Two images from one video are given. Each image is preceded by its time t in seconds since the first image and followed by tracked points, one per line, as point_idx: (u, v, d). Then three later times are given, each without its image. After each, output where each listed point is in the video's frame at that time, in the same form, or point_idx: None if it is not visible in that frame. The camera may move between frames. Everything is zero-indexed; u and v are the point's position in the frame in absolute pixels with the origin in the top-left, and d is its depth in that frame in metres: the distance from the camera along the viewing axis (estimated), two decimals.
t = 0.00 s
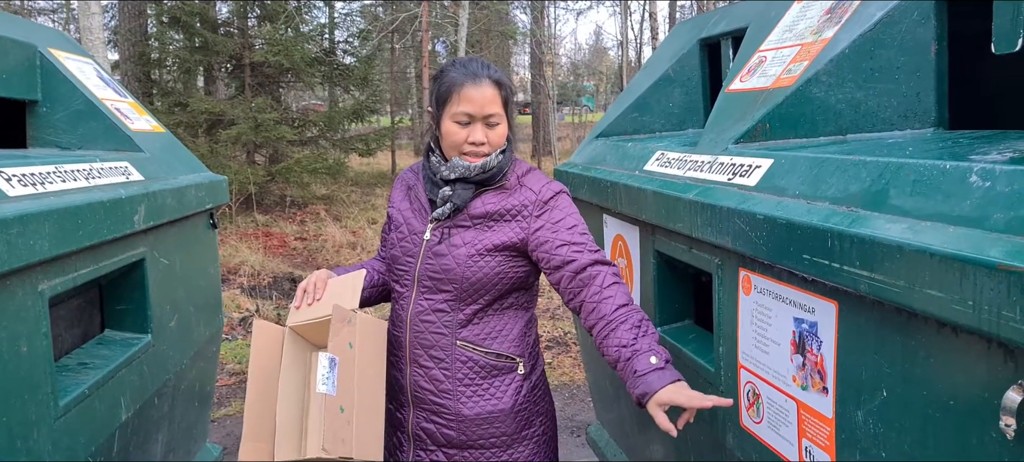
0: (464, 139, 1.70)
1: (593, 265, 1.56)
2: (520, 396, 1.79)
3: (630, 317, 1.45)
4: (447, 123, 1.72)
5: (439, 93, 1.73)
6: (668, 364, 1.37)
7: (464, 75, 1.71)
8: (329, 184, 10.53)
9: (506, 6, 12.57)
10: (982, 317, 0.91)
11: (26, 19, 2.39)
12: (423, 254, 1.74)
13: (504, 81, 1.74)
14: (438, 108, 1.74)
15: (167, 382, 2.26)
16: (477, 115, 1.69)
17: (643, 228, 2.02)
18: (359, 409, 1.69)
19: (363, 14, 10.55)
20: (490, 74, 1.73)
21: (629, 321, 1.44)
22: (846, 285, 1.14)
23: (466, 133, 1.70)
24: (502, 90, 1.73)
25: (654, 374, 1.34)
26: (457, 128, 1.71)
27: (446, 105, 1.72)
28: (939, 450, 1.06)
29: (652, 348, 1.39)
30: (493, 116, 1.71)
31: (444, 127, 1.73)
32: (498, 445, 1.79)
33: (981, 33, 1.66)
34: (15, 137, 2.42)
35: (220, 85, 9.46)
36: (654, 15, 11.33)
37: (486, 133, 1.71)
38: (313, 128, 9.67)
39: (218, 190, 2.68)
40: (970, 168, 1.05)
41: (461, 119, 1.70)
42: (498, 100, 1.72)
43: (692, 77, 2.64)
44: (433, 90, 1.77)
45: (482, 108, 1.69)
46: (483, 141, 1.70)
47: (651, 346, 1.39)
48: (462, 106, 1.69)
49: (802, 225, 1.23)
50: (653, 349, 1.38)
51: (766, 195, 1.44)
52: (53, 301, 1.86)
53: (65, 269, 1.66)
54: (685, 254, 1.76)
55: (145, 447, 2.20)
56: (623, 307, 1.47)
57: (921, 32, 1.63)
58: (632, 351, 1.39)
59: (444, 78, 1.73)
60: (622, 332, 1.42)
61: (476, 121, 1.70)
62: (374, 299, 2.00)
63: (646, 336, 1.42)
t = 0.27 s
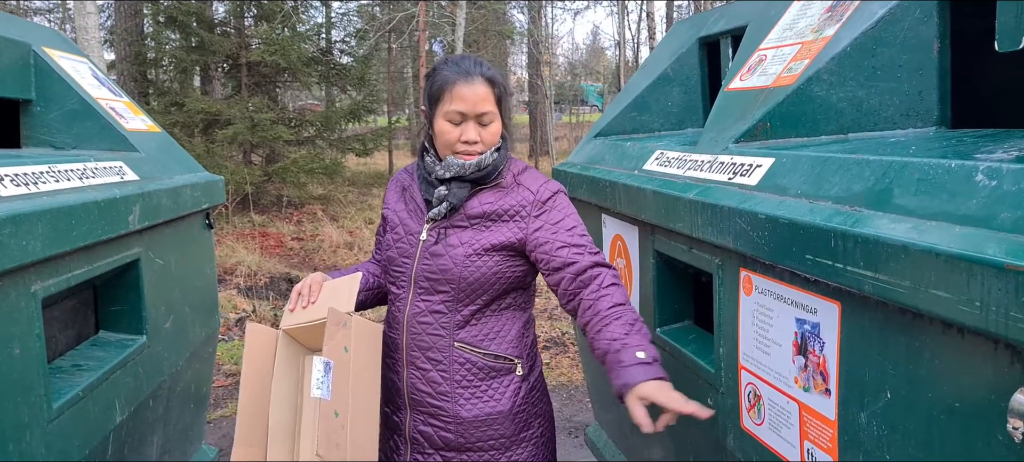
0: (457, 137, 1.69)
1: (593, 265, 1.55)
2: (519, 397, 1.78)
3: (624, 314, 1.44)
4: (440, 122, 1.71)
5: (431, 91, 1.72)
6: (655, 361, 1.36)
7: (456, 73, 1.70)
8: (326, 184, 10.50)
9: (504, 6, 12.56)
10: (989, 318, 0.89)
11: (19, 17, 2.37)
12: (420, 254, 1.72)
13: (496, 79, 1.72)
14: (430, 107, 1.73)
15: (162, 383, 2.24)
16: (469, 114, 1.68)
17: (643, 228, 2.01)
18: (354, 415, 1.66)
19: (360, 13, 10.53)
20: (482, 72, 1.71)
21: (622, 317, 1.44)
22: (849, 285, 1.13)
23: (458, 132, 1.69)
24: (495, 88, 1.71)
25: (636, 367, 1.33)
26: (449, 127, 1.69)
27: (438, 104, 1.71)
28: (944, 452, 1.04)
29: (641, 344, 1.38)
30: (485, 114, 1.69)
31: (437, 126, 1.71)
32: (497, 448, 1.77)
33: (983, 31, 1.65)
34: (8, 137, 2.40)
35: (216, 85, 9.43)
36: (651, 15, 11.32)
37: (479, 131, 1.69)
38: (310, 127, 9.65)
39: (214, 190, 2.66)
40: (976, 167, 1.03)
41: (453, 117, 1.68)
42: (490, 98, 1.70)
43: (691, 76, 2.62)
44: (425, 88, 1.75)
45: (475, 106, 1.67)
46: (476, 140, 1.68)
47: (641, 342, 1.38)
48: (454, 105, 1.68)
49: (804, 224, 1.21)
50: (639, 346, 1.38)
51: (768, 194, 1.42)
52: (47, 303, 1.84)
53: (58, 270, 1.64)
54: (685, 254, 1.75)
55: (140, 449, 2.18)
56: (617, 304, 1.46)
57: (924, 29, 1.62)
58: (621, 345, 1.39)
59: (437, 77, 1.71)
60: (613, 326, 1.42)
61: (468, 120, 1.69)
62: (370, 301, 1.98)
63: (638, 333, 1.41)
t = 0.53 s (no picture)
0: (430, 135, 1.67)
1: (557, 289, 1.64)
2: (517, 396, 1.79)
3: (552, 329, 1.58)
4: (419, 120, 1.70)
5: (416, 87, 1.71)
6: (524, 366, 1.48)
7: (433, 71, 1.67)
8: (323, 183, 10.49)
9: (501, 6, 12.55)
10: (985, 316, 0.89)
11: (13, 16, 2.36)
12: (418, 253, 1.71)
13: (476, 78, 1.65)
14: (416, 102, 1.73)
15: (158, 383, 2.23)
16: (440, 112, 1.65)
17: (640, 228, 2.00)
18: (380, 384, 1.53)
19: (357, 13, 10.52)
20: (463, 70, 1.66)
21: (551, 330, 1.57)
22: (847, 284, 1.13)
23: (432, 130, 1.67)
24: (474, 87, 1.65)
25: (500, 357, 1.46)
26: (424, 124, 1.68)
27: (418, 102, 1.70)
28: (941, 452, 1.04)
29: (529, 350, 1.50)
30: (457, 114, 1.64)
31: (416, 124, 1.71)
32: (496, 447, 1.78)
33: (979, 31, 1.65)
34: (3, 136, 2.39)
35: (213, 84, 9.41)
36: (649, 15, 11.32)
37: (452, 131, 1.66)
38: (307, 127, 9.64)
39: (210, 190, 2.65)
40: (972, 166, 1.03)
41: (428, 115, 1.67)
42: (465, 97, 1.64)
43: (689, 75, 2.63)
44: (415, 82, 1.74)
45: (446, 105, 1.64)
46: (447, 139, 1.65)
47: (529, 348, 1.51)
48: (427, 103, 1.66)
49: (801, 223, 1.21)
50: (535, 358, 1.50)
51: (764, 193, 1.42)
52: (41, 302, 1.83)
53: (53, 269, 1.63)
54: (682, 253, 1.75)
55: (135, 449, 2.17)
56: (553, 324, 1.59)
57: (920, 28, 1.62)
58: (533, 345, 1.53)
59: (420, 74, 1.70)
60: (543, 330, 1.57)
61: (441, 118, 1.66)
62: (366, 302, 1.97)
63: (536, 346, 1.53)
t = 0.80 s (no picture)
0: (446, 126, 1.68)
1: (572, 273, 1.60)
2: (507, 398, 1.77)
3: (577, 296, 1.56)
4: (429, 112, 1.70)
5: (424, 81, 1.73)
6: (579, 329, 1.49)
7: (449, 64, 1.70)
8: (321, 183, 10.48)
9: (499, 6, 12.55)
10: (979, 315, 0.89)
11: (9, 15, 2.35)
12: (408, 253, 1.71)
13: (491, 74, 1.72)
14: (423, 97, 1.73)
15: (154, 383, 2.23)
16: (459, 102, 1.67)
17: (636, 227, 2.00)
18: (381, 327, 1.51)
19: (355, 13, 10.51)
20: (478, 65, 1.71)
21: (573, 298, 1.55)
22: (842, 284, 1.12)
23: (447, 121, 1.68)
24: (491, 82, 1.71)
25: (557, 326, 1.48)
26: (438, 116, 1.68)
27: (428, 94, 1.71)
28: (935, 451, 1.04)
29: (568, 314, 1.51)
30: (477, 105, 1.69)
31: (425, 115, 1.71)
32: (484, 448, 1.77)
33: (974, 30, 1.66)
34: None
35: (209, 84, 9.39)
36: (646, 15, 11.33)
37: (469, 123, 1.68)
38: (304, 127, 9.63)
39: (206, 189, 2.64)
40: (967, 165, 1.03)
41: (443, 106, 1.68)
42: (482, 91, 1.70)
43: (685, 75, 2.63)
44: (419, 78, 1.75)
45: (465, 97, 1.67)
46: (465, 130, 1.67)
47: (571, 314, 1.51)
48: (444, 93, 1.68)
49: (796, 223, 1.21)
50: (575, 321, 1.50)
51: (760, 193, 1.42)
52: (36, 303, 1.83)
53: (47, 269, 1.62)
54: (678, 253, 1.75)
55: (131, 449, 2.17)
56: (575, 290, 1.57)
57: (915, 28, 1.61)
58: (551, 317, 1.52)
59: (429, 67, 1.73)
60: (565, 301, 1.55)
61: (458, 109, 1.68)
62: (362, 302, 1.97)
63: (583, 312, 1.52)
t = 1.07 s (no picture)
0: (440, 123, 1.70)
1: (575, 228, 1.53)
2: (500, 396, 1.78)
3: (631, 266, 1.41)
4: (423, 109, 1.72)
5: (417, 79, 1.75)
6: (680, 300, 1.33)
7: (442, 61, 1.73)
8: (317, 183, 10.48)
9: (495, 6, 12.55)
10: (968, 314, 0.89)
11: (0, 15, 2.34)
12: (400, 253, 1.70)
13: (483, 72, 1.75)
14: (416, 95, 1.75)
15: (147, 384, 2.22)
16: (453, 99, 1.70)
17: (629, 227, 2.00)
18: (337, 391, 1.56)
19: (351, 12, 10.50)
20: (472, 64, 1.75)
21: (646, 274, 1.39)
22: (832, 283, 1.12)
23: (441, 118, 1.70)
24: (484, 80, 1.75)
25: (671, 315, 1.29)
26: (432, 113, 1.71)
27: (421, 92, 1.73)
28: (925, 450, 1.04)
29: (660, 289, 1.35)
30: (469, 101, 1.71)
31: (419, 113, 1.72)
32: (479, 447, 1.77)
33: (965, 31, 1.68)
34: None
35: (205, 84, 9.36)
36: (643, 15, 11.33)
37: (463, 119, 1.71)
38: (300, 127, 9.61)
39: (199, 189, 2.64)
40: (955, 164, 1.03)
41: (438, 103, 1.70)
42: (476, 88, 1.73)
43: (679, 74, 2.63)
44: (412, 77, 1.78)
45: (459, 94, 1.70)
46: (459, 127, 1.70)
47: (659, 288, 1.35)
48: (438, 90, 1.70)
49: (786, 222, 1.21)
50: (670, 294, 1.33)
51: (751, 192, 1.42)
52: (27, 303, 1.82)
53: (37, 269, 1.62)
54: (671, 252, 1.75)
55: (123, 450, 2.16)
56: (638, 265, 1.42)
57: (907, 28, 1.63)
58: (641, 300, 1.35)
59: (421, 65, 1.75)
60: (632, 280, 1.38)
61: (452, 106, 1.71)
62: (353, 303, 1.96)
63: (653, 279, 1.38)
